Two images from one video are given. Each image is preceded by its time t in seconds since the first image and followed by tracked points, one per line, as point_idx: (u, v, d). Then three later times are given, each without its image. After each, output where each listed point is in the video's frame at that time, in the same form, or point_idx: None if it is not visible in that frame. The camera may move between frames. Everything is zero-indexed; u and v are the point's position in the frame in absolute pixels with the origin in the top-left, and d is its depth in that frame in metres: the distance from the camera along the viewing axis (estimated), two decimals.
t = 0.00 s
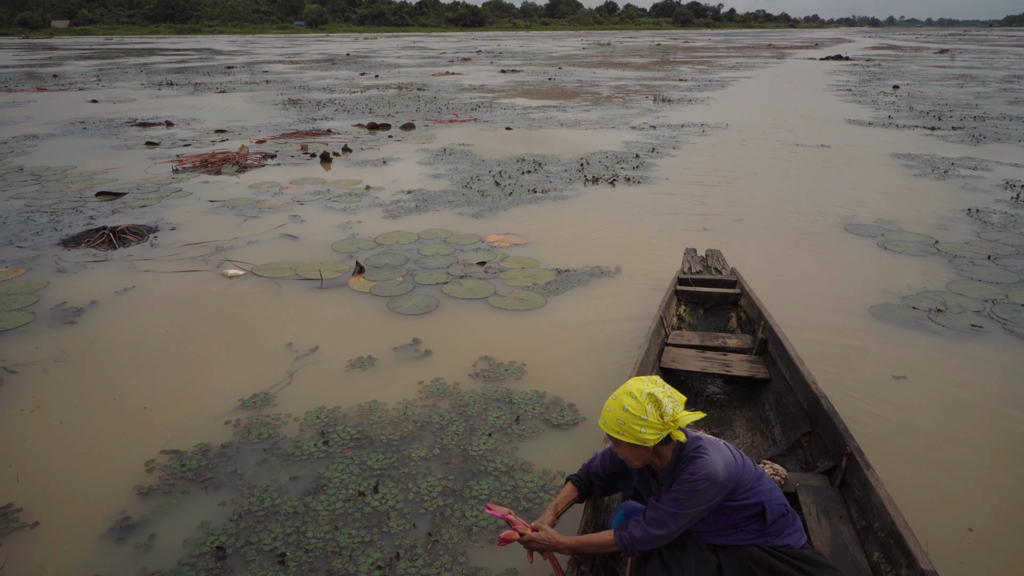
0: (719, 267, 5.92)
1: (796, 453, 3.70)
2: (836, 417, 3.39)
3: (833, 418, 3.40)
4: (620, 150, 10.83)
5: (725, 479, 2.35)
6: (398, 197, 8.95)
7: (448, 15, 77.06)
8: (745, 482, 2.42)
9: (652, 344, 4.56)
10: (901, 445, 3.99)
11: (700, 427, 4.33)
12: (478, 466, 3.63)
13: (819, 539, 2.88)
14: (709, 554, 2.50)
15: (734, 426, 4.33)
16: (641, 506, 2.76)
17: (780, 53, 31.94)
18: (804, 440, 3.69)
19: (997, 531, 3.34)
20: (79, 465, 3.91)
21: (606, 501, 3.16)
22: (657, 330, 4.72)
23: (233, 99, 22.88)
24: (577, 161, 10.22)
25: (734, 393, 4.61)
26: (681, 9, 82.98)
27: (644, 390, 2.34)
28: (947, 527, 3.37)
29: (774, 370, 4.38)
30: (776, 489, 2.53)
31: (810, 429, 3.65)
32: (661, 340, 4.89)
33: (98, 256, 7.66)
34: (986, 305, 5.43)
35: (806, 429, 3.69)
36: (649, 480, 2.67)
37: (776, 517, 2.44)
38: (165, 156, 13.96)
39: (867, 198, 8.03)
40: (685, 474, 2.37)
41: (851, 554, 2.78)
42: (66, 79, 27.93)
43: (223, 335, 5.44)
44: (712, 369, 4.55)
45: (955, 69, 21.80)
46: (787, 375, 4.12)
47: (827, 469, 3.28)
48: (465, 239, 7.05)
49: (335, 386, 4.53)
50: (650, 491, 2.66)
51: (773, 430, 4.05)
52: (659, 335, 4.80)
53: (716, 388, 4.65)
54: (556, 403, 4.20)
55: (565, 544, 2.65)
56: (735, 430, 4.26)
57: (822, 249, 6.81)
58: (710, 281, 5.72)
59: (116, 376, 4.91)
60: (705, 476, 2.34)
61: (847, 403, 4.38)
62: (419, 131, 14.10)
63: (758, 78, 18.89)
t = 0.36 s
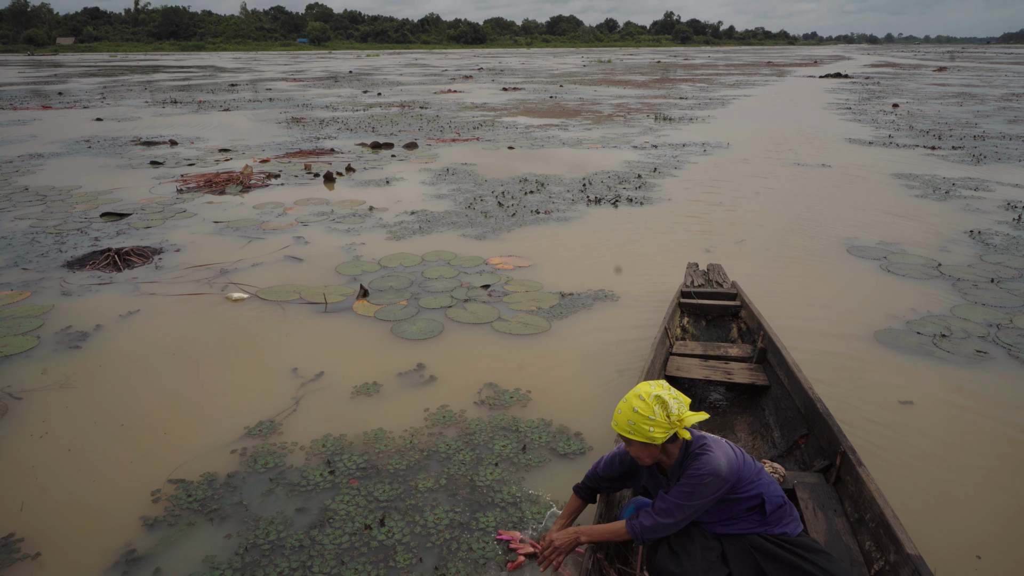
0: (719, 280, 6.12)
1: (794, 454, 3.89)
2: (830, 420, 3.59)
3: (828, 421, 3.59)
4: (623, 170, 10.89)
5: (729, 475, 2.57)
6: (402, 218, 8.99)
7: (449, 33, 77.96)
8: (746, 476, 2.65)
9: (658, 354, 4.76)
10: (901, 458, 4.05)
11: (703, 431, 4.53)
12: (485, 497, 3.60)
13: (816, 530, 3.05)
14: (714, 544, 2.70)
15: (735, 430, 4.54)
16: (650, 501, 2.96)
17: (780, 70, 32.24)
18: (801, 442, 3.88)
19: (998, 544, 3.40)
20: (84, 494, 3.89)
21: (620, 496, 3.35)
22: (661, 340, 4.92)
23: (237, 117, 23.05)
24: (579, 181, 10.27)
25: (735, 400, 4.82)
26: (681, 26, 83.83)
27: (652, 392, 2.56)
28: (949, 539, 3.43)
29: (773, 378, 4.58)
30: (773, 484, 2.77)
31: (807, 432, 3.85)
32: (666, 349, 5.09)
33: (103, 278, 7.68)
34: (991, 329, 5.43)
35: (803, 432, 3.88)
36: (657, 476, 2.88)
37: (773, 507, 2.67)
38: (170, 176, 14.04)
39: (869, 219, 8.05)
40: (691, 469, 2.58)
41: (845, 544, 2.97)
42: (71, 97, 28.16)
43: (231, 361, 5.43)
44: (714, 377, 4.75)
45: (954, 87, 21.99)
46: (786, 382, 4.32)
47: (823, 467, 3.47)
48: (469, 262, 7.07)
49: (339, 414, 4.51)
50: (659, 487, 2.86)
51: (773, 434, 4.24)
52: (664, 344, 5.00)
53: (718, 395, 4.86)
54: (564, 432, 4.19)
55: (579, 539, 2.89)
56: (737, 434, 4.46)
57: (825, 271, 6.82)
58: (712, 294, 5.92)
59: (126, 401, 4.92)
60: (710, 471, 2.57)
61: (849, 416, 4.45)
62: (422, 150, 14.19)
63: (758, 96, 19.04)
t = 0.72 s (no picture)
0: (720, 287, 6.30)
1: (791, 451, 4.10)
2: (825, 418, 3.84)
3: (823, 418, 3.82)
4: (625, 183, 10.94)
5: (735, 463, 2.82)
6: (406, 232, 9.03)
7: (451, 43, 78.49)
8: (749, 465, 2.90)
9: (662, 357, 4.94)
10: (899, 466, 4.18)
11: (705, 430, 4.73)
12: (493, 521, 3.61)
13: (810, 517, 3.30)
14: (719, 528, 2.92)
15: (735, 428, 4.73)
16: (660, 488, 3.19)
17: (780, 81, 32.40)
18: (798, 439, 4.10)
19: (996, 550, 3.51)
20: (95, 515, 3.91)
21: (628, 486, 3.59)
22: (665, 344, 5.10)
23: (241, 129, 23.18)
24: (582, 195, 10.32)
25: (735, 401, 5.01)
26: (681, 36, 84.38)
27: (663, 387, 2.83)
28: (949, 545, 3.55)
29: (772, 380, 4.78)
30: (772, 473, 3.01)
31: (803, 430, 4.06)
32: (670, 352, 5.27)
33: (108, 294, 7.72)
34: (995, 348, 5.44)
35: (800, 430, 4.10)
36: (667, 465, 3.12)
37: (772, 494, 2.92)
38: (174, 189, 14.10)
39: (872, 233, 8.08)
40: (701, 457, 2.83)
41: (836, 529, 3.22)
42: (75, 108, 28.34)
43: (240, 380, 5.44)
44: (715, 378, 4.92)
45: (954, 98, 22.10)
46: (783, 384, 4.55)
47: (818, 461, 3.72)
48: (473, 278, 7.11)
49: (345, 435, 4.51)
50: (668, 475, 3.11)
51: (771, 433, 4.44)
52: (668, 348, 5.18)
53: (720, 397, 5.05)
54: (571, 454, 4.20)
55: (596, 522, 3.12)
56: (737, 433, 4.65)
57: (829, 286, 6.84)
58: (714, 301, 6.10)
59: (137, 419, 4.95)
60: (718, 458, 2.81)
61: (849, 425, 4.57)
62: (425, 162, 14.26)
63: (760, 107, 19.14)
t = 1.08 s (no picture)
0: (722, 288, 6.51)
1: (790, 441, 4.33)
2: (822, 409, 4.05)
3: (819, 409, 4.05)
4: (629, 191, 10.97)
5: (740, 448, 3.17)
6: (411, 241, 9.08)
7: (453, 47, 78.75)
8: (751, 449, 3.28)
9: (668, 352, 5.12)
10: (903, 465, 4.31)
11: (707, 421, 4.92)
12: (503, 536, 3.65)
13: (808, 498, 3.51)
14: (725, 507, 3.27)
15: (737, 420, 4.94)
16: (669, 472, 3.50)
17: (782, 86, 32.43)
18: (796, 429, 4.34)
19: (999, 548, 3.63)
20: (107, 527, 3.95)
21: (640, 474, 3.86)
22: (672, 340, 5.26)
23: (244, 134, 23.26)
24: (586, 203, 10.36)
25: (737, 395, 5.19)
26: (683, 41, 84.57)
27: (672, 382, 3.09)
28: (954, 543, 3.67)
29: (772, 375, 4.99)
30: (772, 458, 3.39)
31: (801, 421, 4.30)
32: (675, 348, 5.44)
33: (117, 303, 7.78)
34: (1001, 359, 5.46)
35: (798, 420, 4.33)
36: (677, 452, 3.45)
37: (773, 475, 3.28)
38: (179, 196, 14.17)
39: (876, 242, 8.11)
40: (708, 441, 3.18)
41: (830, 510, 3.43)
42: (79, 113, 28.47)
43: (251, 390, 5.48)
44: (719, 372, 5.16)
45: (957, 104, 22.11)
46: (783, 378, 4.76)
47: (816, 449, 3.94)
48: (479, 287, 7.15)
49: (355, 449, 4.54)
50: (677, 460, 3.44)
51: (771, 424, 4.66)
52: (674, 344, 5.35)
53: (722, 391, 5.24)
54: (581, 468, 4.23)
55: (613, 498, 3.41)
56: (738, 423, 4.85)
57: (834, 296, 6.86)
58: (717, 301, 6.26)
59: (152, 429, 5.01)
60: (724, 443, 3.17)
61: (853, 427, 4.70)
62: (428, 169, 14.31)
63: (762, 113, 19.19)
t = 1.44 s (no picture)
0: (719, 289, 6.69)
1: (784, 430, 4.61)
2: (814, 399, 4.32)
3: (811, 399, 4.31)
4: (628, 199, 11.03)
5: (738, 433, 3.41)
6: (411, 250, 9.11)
7: (450, 53, 79.09)
8: (748, 435, 3.51)
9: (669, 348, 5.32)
10: (904, 467, 4.42)
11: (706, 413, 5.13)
12: (509, 550, 3.68)
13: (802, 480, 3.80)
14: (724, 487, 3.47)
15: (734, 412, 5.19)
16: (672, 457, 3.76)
17: (778, 92, 32.63)
18: (790, 419, 4.60)
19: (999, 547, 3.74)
20: (112, 543, 3.97)
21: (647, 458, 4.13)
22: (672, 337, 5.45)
23: (243, 142, 23.29)
24: (585, 211, 10.42)
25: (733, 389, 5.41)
26: (679, 47, 85.15)
27: (675, 371, 3.38)
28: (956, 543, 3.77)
29: (767, 370, 5.23)
30: (768, 443, 3.63)
31: (794, 411, 4.56)
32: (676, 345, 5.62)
33: (118, 314, 7.79)
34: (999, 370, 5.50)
35: (791, 411, 4.60)
36: (680, 438, 3.70)
37: (769, 458, 3.51)
38: (178, 205, 14.18)
39: (874, 250, 8.18)
40: (707, 427, 3.43)
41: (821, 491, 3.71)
42: (76, 120, 28.46)
43: (254, 403, 5.47)
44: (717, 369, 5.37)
45: (952, 110, 22.28)
46: (777, 372, 5.02)
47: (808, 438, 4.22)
48: (480, 297, 7.19)
49: (360, 462, 4.55)
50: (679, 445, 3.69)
51: (767, 416, 4.92)
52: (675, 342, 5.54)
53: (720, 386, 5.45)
54: (585, 481, 4.26)
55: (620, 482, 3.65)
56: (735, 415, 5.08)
57: (833, 304, 6.92)
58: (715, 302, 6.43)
59: (159, 441, 5.03)
60: (722, 429, 3.42)
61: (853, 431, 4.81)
62: (427, 177, 14.35)
63: (759, 119, 19.31)
